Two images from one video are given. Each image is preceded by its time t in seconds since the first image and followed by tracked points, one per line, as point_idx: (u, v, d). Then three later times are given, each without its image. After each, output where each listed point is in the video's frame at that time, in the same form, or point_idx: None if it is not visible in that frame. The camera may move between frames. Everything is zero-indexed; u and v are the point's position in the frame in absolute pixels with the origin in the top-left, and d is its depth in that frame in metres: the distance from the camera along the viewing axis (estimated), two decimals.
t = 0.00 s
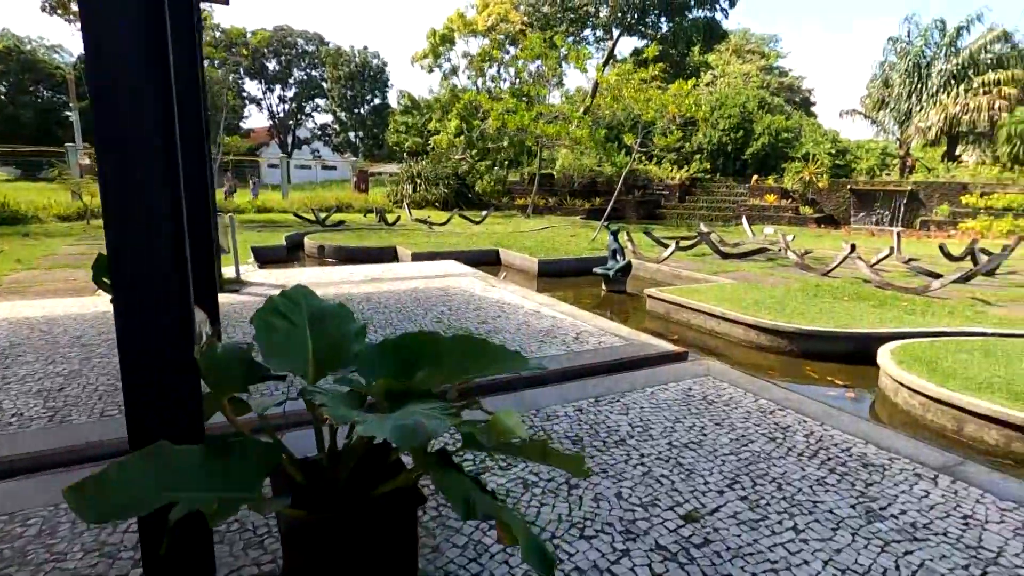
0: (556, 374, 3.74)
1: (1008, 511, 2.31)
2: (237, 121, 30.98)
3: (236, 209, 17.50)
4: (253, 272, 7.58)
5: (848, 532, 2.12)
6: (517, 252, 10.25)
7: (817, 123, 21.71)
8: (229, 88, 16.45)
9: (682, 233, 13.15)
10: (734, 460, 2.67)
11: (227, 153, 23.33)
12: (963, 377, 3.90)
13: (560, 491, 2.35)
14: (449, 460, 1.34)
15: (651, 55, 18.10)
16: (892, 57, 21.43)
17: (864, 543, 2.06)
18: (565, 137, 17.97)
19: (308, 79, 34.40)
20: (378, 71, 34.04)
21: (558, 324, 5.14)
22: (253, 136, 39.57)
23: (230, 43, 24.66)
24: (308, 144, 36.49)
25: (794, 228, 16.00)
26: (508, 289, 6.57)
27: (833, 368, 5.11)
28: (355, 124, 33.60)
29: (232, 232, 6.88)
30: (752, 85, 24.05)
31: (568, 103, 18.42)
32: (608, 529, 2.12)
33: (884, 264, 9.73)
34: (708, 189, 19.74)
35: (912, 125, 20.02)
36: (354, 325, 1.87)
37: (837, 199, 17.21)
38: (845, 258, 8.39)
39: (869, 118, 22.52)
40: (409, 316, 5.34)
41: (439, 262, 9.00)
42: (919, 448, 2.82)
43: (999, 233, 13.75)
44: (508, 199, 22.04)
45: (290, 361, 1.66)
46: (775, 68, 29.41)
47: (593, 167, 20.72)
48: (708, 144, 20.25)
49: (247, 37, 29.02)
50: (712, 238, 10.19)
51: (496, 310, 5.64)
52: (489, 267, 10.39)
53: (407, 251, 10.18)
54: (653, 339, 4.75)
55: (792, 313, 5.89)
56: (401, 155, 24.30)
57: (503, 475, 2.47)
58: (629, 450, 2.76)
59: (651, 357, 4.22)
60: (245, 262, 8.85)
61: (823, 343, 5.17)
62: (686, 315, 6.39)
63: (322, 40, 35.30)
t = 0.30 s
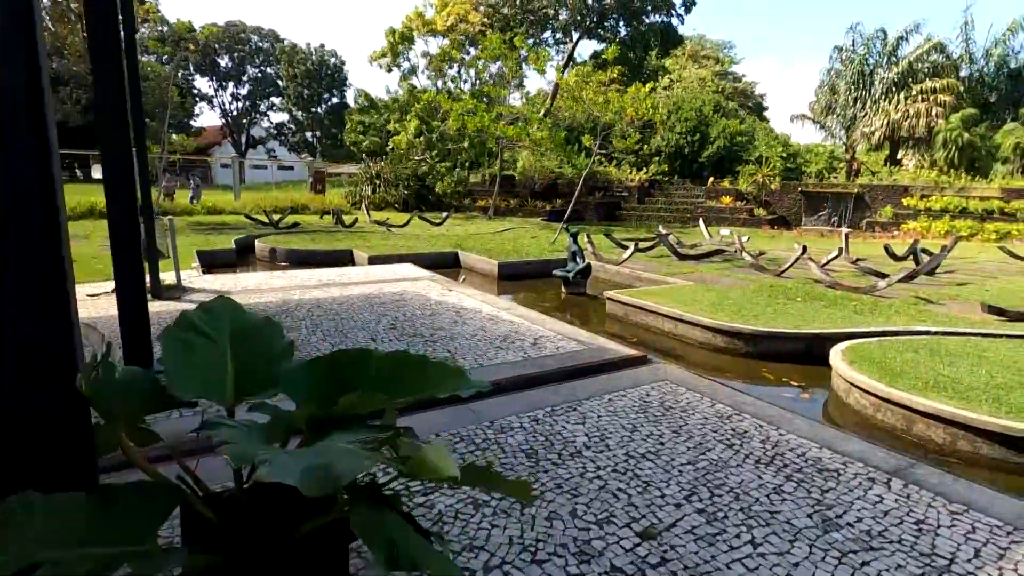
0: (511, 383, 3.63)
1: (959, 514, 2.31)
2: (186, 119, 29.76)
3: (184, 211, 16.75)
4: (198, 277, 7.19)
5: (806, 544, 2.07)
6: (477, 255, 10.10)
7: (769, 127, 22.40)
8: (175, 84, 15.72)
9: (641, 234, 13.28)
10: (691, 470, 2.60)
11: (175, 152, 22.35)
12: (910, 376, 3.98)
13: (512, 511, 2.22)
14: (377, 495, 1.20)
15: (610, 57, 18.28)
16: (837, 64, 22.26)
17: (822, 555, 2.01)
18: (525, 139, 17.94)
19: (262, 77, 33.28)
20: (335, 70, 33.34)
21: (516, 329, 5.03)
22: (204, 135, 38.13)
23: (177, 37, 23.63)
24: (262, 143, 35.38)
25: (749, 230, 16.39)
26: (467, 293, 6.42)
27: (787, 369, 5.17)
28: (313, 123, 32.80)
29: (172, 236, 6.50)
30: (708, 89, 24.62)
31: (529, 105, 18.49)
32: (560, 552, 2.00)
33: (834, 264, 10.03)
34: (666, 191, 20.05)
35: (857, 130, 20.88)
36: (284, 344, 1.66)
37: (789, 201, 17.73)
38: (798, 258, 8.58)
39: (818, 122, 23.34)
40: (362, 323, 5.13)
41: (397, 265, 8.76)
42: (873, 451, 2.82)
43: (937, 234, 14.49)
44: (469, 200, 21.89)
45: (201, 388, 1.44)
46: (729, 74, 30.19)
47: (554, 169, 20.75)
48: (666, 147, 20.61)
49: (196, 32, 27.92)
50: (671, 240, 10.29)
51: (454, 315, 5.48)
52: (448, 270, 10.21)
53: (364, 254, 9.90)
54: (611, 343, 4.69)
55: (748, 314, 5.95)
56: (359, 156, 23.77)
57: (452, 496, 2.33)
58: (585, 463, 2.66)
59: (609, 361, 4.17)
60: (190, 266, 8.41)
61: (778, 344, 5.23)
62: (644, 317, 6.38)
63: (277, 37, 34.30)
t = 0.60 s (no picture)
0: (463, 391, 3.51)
1: (911, 515, 2.29)
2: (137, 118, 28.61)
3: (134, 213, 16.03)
4: (140, 283, 6.80)
5: (759, 554, 2.00)
6: (439, 256, 9.91)
7: (729, 129, 22.85)
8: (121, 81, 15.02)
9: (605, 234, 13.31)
10: (645, 478, 2.52)
11: (124, 152, 21.41)
12: (863, 372, 4.01)
13: (455, 532, 2.09)
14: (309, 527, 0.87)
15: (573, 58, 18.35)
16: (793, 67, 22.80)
17: (776, 565, 1.94)
18: (489, 139, 17.80)
19: (220, 75, 31.99)
20: (296, 68, 32.56)
21: (474, 333, 4.90)
22: (159, 134, 36.73)
23: (126, 32, 22.66)
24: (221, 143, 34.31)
25: (711, 229, 16.61)
26: (426, 296, 6.25)
27: (744, 367, 5.18)
28: (272, 123, 31.94)
29: (110, 239, 6.12)
30: (670, 91, 25.00)
31: (493, 106, 18.42)
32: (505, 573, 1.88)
33: (792, 262, 10.22)
34: (631, 191, 20.22)
35: (812, 132, 21.54)
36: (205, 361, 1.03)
37: (749, 200, 18.12)
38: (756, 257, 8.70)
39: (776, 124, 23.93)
40: (312, 328, 4.90)
41: (355, 268, 8.51)
42: (827, 452, 2.80)
43: (889, 232, 15.02)
44: (434, 201, 21.65)
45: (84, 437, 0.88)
46: (691, 76, 30.69)
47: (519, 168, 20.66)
48: (630, 147, 20.82)
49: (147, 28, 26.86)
50: (633, 240, 10.32)
51: (410, 319, 5.31)
52: (409, 271, 9.99)
53: (322, 256, 9.61)
54: (570, 344, 4.60)
55: (708, 313, 5.95)
56: (320, 156, 23.21)
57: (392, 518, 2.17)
58: (537, 473, 2.54)
59: (567, 365, 4.08)
60: (134, 271, 7.99)
61: (736, 342, 5.24)
62: (606, 318, 6.32)
63: (234, 33, 33.28)
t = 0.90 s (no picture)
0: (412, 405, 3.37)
1: (863, 530, 2.24)
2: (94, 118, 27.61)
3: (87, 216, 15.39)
4: (81, 291, 6.44)
5: None
6: (404, 260, 9.71)
7: (697, 133, 23.15)
8: (72, 78, 14.36)
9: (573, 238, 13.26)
10: (596, 496, 2.42)
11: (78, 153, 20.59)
12: (820, 379, 3.99)
13: (389, 564, 1.95)
14: None
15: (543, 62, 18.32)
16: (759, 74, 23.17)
17: None
18: (458, 142, 17.63)
19: (183, 74, 31.06)
20: (264, 68, 31.86)
21: (432, 341, 4.74)
22: (118, 134, 35.43)
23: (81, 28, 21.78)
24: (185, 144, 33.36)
25: (679, 232, 16.80)
26: (385, 303, 6.05)
27: (707, 374, 5.13)
28: (238, 123, 31.13)
29: (45, 245, 5.77)
30: (640, 96, 25.25)
31: (463, 109, 18.29)
32: None
33: (756, 265, 10.33)
34: (601, 195, 20.31)
35: (777, 138, 22.02)
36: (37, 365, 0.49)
37: (716, 204, 18.40)
38: (721, 261, 8.73)
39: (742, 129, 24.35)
40: (261, 339, 4.67)
41: (315, 273, 8.25)
42: (782, 464, 2.74)
43: (849, 235, 15.40)
44: (403, 204, 21.36)
45: None
46: (661, 80, 31.06)
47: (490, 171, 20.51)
48: (600, 151, 20.93)
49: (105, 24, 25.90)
50: (601, 243, 10.29)
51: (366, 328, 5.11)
52: (374, 276, 9.76)
53: (282, 261, 9.29)
54: (530, 353, 4.48)
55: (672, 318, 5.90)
56: (286, 157, 22.68)
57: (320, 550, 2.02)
58: (483, 494, 2.42)
59: (523, 375, 3.97)
60: (78, 277, 7.58)
61: (699, 348, 5.20)
62: (570, 324, 6.22)
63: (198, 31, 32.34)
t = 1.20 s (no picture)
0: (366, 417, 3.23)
1: (819, 539, 2.20)
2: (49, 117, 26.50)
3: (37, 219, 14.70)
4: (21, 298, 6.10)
5: None
6: (370, 264, 9.52)
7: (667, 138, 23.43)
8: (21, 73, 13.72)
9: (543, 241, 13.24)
10: (549, 511, 2.33)
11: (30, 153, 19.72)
12: (781, 382, 4.00)
13: None
14: None
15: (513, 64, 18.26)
16: (726, 80, 23.63)
17: None
18: (428, 144, 17.44)
19: (145, 72, 30.13)
20: (230, 68, 31.08)
21: (391, 348, 4.60)
22: (76, 133, 34.14)
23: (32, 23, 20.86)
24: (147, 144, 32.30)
25: (649, 236, 16.92)
26: (346, 309, 5.89)
27: (671, 378, 5.11)
28: (203, 124, 30.31)
29: None
30: (611, 101, 25.44)
31: (434, 111, 18.12)
32: None
33: (723, 268, 10.43)
34: (572, 198, 20.35)
35: (744, 143, 22.43)
36: None
37: (686, 208, 18.58)
38: (688, 264, 8.80)
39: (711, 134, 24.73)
40: (211, 348, 4.46)
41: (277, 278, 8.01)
42: (740, 471, 2.70)
43: (813, 238, 15.80)
44: (373, 206, 21.06)
45: None
46: (632, 85, 31.40)
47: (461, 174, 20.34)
48: (571, 154, 20.98)
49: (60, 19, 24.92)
50: (570, 247, 10.27)
51: (323, 334, 4.95)
52: (339, 281, 9.55)
53: (242, 265, 9.02)
54: (492, 360, 4.39)
55: (637, 322, 5.87)
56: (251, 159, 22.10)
57: None
58: (433, 510, 2.31)
59: (483, 383, 3.86)
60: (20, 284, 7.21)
61: (663, 352, 5.19)
62: (536, 329, 6.16)
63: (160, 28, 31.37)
